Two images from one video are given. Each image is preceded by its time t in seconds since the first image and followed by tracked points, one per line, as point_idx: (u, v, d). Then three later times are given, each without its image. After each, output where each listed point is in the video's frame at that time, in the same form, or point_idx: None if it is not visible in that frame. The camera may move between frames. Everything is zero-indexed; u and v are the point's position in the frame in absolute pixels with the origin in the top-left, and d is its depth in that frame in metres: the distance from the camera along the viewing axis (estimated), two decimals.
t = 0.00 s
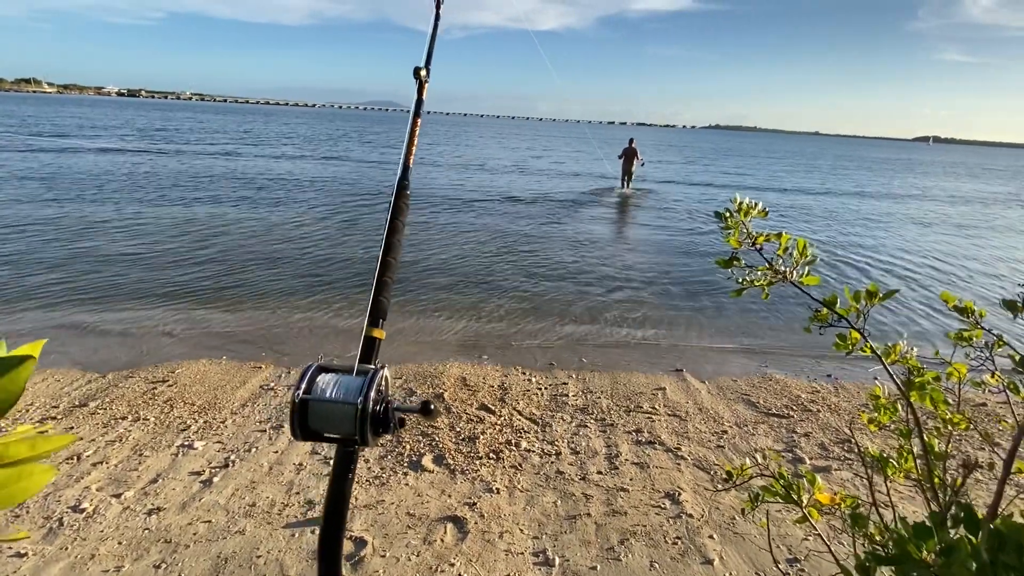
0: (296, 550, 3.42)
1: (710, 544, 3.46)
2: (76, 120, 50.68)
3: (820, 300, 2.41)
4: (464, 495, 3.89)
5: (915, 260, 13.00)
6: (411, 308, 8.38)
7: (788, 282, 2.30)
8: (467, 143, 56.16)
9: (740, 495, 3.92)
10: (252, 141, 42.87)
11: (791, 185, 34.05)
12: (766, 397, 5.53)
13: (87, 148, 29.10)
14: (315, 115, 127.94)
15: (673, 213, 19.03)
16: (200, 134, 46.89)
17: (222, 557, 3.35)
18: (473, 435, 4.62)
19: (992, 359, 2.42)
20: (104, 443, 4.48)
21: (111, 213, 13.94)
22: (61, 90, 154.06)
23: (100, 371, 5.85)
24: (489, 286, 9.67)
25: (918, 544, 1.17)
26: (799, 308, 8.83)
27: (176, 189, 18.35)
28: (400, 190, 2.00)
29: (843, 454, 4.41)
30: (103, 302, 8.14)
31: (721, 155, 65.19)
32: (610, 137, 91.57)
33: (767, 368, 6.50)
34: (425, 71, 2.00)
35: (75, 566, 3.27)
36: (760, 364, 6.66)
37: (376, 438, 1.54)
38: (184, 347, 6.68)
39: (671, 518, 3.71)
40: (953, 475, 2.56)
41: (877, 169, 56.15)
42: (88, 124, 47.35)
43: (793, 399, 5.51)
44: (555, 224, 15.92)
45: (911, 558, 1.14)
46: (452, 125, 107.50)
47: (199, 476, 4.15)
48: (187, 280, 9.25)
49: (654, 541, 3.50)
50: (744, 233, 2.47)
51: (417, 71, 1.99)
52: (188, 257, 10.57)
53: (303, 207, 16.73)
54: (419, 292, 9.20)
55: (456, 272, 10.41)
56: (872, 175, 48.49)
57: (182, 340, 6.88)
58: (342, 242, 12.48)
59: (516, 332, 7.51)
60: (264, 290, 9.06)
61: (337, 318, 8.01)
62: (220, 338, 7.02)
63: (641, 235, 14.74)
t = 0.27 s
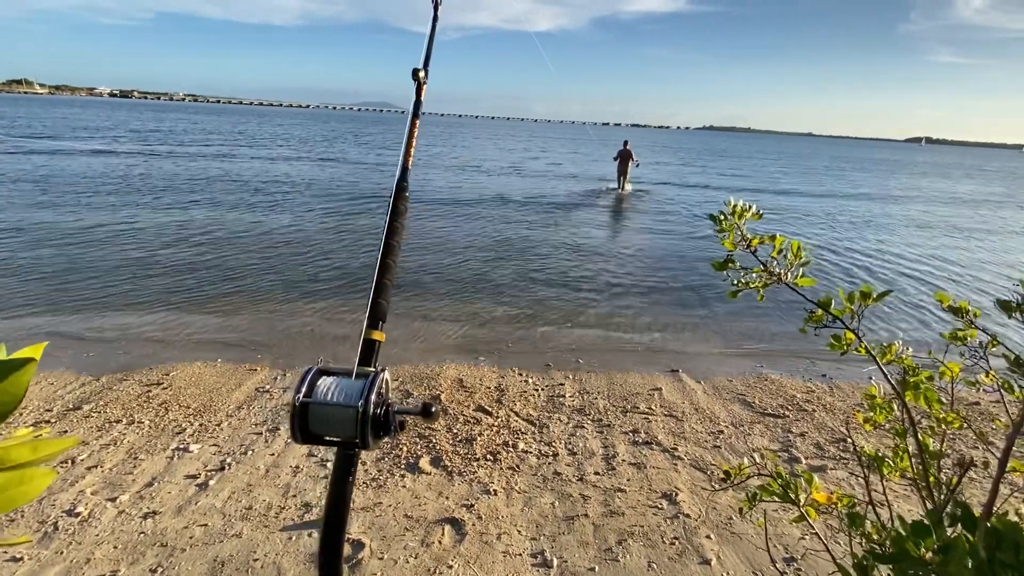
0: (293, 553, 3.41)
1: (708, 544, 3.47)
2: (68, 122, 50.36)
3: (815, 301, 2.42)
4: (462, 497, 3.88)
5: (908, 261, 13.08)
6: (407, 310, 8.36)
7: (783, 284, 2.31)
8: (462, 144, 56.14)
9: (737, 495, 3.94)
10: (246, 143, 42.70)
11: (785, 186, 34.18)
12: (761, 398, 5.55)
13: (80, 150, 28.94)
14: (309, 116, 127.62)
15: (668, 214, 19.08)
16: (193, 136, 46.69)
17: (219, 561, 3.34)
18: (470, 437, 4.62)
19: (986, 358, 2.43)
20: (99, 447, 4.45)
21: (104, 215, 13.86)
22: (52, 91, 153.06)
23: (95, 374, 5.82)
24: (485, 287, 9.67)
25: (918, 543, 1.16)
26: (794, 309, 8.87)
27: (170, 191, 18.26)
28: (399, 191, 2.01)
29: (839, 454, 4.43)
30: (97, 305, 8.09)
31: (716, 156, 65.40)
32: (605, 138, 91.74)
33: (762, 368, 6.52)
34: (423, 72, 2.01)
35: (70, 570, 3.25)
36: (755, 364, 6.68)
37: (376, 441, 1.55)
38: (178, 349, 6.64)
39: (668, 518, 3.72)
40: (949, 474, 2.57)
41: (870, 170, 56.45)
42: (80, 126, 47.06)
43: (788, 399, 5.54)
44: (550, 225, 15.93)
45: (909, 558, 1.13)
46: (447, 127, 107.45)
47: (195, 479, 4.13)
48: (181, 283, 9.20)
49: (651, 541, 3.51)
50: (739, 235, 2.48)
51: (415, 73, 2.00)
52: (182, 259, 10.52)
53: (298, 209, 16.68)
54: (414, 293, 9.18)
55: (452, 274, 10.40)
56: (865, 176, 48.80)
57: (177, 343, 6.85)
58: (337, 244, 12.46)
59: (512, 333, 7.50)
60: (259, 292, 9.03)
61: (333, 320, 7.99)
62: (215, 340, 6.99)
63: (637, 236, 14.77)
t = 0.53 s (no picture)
0: (291, 554, 3.40)
1: (705, 542, 3.49)
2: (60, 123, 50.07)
3: (810, 300, 2.44)
4: (460, 497, 3.89)
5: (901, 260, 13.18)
6: (403, 310, 8.35)
7: (777, 284, 2.33)
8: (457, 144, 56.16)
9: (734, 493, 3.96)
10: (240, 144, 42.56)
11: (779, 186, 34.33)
12: (757, 397, 5.58)
13: (72, 151, 28.76)
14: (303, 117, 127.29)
15: (663, 214, 19.15)
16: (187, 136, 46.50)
17: (216, 563, 3.32)
18: (468, 437, 4.63)
19: (979, 356, 2.46)
20: (94, 449, 4.43)
21: (97, 217, 13.77)
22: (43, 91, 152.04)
23: (89, 376, 5.78)
24: (481, 288, 9.67)
25: (915, 537, 1.16)
26: (789, 308, 8.91)
27: (163, 192, 18.16)
28: (400, 190, 2.02)
29: (834, 452, 4.47)
30: (90, 307, 8.04)
31: (710, 156, 65.63)
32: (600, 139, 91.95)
33: (758, 367, 6.54)
34: (423, 73, 2.01)
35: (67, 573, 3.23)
36: (751, 363, 6.71)
37: (379, 440, 1.56)
38: (173, 351, 6.61)
39: (666, 517, 3.74)
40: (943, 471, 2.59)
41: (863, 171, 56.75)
42: (72, 127, 46.75)
43: (784, 398, 5.57)
44: (546, 226, 15.95)
45: (904, 552, 1.13)
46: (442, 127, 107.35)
47: (191, 481, 4.12)
48: (176, 284, 9.16)
49: (649, 539, 3.52)
50: (733, 236, 2.49)
51: (415, 73, 2.00)
52: (176, 261, 10.47)
53: (293, 210, 16.63)
54: (410, 294, 9.17)
55: (448, 274, 10.39)
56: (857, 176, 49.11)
57: (172, 344, 6.82)
58: (333, 245, 12.42)
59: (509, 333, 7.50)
60: (255, 294, 9.00)
61: (329, 321, 7.97)
62: (210, 341, 6.96)
63: (633, 237, 14.80)
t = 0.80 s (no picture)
0: (291, 555, 3.40)
1: (704, 541, 3.51)
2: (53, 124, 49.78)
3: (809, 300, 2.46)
4: (459, 497, 3.90)
5: (898, 261, 13.23)
6: (400, 311, 8.34)
7: (778, 283, 2.35)
8: (453, 145, 56.18)
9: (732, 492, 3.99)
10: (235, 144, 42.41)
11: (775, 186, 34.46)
12: (754, 396, 5.61)
13: (65, 152, 28.59)
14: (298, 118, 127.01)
15: (660, 215, 19.18)
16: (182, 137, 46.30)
17: (216, 565, 3.32)
18: (467, 438, 4.63)
19: (975, 355, 2.48)
20: (91, 451, 4.41)
21: (91, 218, 13.69)
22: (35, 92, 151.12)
23: (86, 378, 5.76)
24: (479, 288, 9.67)
25: (914, 533, 1.17)
26: (786, 308, 8.94)
27: (158, 193, 18.07)
28: (402, 191, 2.03)
29: (831, 451, 4.50)
30: (86, 309, 8.00)
31: (705, 157, 65.81)
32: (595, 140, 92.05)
33: (755, 367, 6.57)
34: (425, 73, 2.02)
35: None
36: (748, 363, 6.73)
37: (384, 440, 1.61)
38: (170, 353, 6.59)
39: (665, 516, 3.76)
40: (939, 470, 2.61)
41: (857, 171, 57.00)
42: (65, 128, 46.47)
43: (780, 397, 5.60)
44: (543, 226, 15.96)
45: (903, 547, 1.14)
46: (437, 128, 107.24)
47: (190, 483, 4.11)
48: (172, 286, 9.13)
49: (648, 539, 3.54)
50: (734, 235, 2.51)
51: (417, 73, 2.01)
52: (172, 262, 10.42)
53: (289, 211, 16.58)
54: (408, 295, 9.16)
55: (445, 275, 10.39)
56: (852, 176, 49.33)
57: (169, 346, 6.79)
58: (329, 246, 12.39)
59: (506, 334, 7.50)
60: (252, 295, 8.98)
61: (326, 323, 7.96)
62: (207, 343, 6.94)
63: (630, 237, 14.82)
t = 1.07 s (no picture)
0: (290, 557, 3.40)
1: (703, 541, 3.52)
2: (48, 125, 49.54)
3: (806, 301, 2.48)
4: (459, 498, 3.90)
5: (894, 261, 13.29)
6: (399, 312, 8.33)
7: (776, 284, 2.36)
8: (449, 146, 56.15)
9: (730, 492, 4.00)
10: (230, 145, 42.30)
11: (771, 187, 34.57)
12: (752, 396, 5.64)
13: (61, 154, 28.49)
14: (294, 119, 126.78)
15: (657, 215, 19.21)
16: (178, 138, 46.15)
17: (215, 567, 3.31)
18: (467, 438, 4.64)
19: (972, 355, 2.49)
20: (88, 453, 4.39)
21: (88, 220, 13.64)
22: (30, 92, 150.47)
23: (83, 380, 5.74)
24: (477, 289, 9.67)
25: (911, 533, 1.18)
26: (784, 309, 8.97)
27: (155, 195, 18.01)
28: (404, 193, 2.05)
29: (829, 450, 4.52)
30: (83, 311, 7.97)
31: (702, 157, 65.94)
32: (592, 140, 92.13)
33: (753, 367, 6.59)
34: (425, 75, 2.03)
35: None
36: (746, 363, 6.75)
37: (386, 440, 1.68)
38: (168, 354, 6.57)
39: (664, 516, 3.77)
40: (938, 469, 2.62)
41: (853, 172, 57.21)
42: (60, 129, 46.30)
43: (778, 397, 5.62)
44: (541, 227, 15.98)
45: (901, 547, 1.14)
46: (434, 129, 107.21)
47: (189, 485, 4.10)
48: (169, 287, 9.10)
49: (648, 539, 3.55)
50: (733, 236, 2.52)
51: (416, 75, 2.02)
52: (169, 263, 10.39)
53: (286, 212, 16.54)
54: (406, 296, 9.15)
55: (443, 276, 10.38)
56: (848, 177, 49.51)
57: (167, 347, 6.78)
58: (327, 247, 12.38)
59: (505, 335, 7.50)
60: (249, 297, 8.96)
61: (324, 324, 7.96)
62: (205, 344, 6.92)
63: (627, 238, 14.85)
